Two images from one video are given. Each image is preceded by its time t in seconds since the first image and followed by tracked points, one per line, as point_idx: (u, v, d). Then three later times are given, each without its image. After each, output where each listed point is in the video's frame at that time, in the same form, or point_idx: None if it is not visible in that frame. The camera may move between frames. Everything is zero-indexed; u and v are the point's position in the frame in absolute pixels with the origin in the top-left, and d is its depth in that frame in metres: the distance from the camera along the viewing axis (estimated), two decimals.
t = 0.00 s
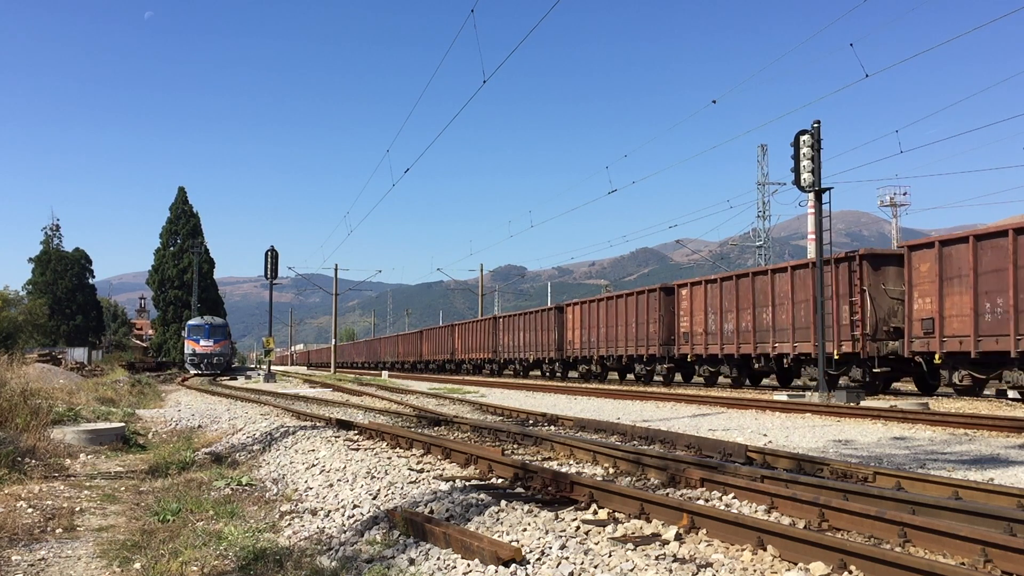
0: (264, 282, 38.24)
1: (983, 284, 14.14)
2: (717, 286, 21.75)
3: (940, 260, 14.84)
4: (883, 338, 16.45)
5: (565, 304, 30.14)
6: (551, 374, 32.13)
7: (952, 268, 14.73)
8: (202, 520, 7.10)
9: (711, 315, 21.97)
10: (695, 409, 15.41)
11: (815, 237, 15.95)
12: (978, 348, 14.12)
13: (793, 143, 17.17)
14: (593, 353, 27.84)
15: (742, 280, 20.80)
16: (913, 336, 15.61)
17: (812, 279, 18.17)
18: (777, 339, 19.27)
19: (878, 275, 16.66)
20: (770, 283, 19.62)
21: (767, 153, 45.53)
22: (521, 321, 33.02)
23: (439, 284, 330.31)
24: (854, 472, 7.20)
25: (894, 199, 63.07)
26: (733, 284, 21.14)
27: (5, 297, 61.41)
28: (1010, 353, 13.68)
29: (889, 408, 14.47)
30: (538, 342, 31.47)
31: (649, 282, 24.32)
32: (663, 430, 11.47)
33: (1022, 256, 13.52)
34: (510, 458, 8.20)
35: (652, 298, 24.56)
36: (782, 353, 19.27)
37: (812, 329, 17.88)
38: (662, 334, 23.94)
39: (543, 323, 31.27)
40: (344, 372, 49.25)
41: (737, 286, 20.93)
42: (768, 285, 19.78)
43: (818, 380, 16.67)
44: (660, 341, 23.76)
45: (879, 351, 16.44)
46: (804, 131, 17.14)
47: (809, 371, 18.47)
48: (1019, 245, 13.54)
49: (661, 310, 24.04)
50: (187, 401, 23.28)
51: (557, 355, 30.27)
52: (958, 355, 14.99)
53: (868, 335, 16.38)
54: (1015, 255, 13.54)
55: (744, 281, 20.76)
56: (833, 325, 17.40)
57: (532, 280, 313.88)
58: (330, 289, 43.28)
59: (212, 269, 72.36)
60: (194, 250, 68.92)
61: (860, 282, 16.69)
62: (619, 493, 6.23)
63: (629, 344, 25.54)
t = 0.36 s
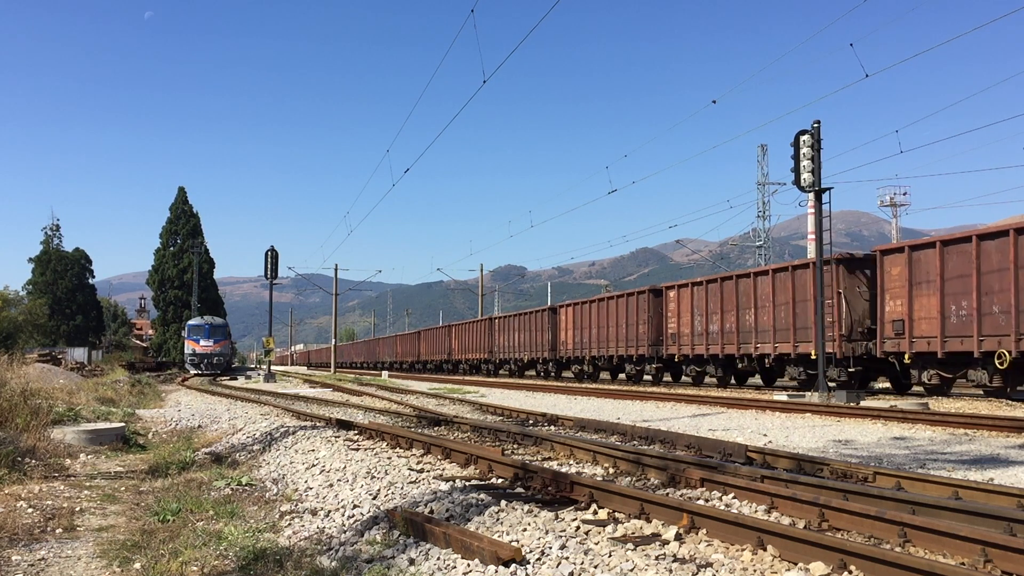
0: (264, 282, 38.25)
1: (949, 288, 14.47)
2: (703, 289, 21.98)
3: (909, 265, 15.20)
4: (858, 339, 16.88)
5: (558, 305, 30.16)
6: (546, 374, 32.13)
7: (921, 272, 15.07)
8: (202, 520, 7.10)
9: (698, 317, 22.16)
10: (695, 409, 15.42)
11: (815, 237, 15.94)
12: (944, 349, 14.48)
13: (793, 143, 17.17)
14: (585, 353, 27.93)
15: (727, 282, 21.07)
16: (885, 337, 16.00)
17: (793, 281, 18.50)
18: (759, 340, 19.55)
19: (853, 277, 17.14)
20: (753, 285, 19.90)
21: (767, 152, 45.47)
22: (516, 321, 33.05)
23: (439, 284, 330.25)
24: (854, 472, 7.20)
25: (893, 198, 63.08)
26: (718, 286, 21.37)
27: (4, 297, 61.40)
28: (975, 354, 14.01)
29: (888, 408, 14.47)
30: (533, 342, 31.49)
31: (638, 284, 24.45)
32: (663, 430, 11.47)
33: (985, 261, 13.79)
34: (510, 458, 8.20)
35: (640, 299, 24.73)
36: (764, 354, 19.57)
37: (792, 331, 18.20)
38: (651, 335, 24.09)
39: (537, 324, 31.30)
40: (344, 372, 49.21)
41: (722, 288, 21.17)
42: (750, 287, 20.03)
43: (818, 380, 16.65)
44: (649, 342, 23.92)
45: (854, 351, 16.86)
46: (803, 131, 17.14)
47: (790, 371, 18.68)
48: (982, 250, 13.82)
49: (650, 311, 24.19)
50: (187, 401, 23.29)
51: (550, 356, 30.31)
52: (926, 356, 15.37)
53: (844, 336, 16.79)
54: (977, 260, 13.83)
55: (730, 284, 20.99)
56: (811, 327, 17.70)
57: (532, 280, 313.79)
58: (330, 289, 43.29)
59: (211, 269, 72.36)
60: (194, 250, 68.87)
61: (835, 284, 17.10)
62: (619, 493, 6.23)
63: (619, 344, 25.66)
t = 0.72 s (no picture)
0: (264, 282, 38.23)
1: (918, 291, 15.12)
2: (690, 291, 22.18)
3: (882, 268, 15.87)
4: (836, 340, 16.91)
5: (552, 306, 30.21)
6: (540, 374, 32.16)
7: (892, 276, 15.72)
8: (202, 520, 7.10)
9: (685, 318, 22.34)
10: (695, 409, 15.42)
11: (815, 237, 15.94)
12: (913, 349, 15.05)
13: (793, 143, 17.15)
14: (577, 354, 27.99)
15: (712, 284, 21.29)
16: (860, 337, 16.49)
17: (773, 284, 18.84)
18: (743, 341, 19.85)
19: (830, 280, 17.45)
20: (736, 287, 20.17)
21: (767, 152, 45.44)
22: (511, 321, 33.10)
23: (438, 284, 330.17)
24: (854, 472, 7.20)
25: (893, 198, 63.07)
26: (704, 289, 21.57)
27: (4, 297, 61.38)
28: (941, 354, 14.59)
29: (889, 408, 14.47)
30: (527, 342, 31.53)
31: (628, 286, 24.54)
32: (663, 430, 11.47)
33: (951, 266, 14.50)
34: (510, 458, 8.20)
35: (629, 301, 24.86)
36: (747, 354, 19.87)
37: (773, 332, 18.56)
38: (640, 335, 24.21)
39: (531, 324, 31.35)
40: (343, 373, 49.16)
41: (708, 291, 21.39)
42: (734, 290, 20.29)
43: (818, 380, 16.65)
44: (638, 342, 24.05)
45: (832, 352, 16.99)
46: (804, 131, 17.12)
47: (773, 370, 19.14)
48: (949, 256, 14.55)
49: (639, 312, 24.31)
50: (187, 401, 23.29)
51: (544, 356, 30.37)
52: (898, 355, 15.96)
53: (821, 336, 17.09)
54: (943, 265, 14.54)
55: (715, 286, 21.18)
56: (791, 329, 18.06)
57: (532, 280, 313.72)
58: (330, 289, 43.28)
59: (211, 269, 72.36)
60: (194, 250, 68.83)
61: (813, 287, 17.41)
62: (619, 493, 6.23)
63: (609, 345, 25.77)
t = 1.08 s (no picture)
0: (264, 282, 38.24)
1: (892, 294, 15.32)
2: (678, 292, 22.24)
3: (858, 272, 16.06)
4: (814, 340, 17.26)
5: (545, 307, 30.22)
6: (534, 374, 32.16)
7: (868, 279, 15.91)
8: (203, 520, 7.10)
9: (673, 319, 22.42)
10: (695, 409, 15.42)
11: (815, 237, 15.93)
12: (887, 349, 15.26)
13: (793, 143, 17.16)
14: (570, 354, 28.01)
15: (699, 286, 21.38)
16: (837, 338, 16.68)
17: (756, 286, 18.96)
18: (727, 342, 19.98)
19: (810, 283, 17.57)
20: (721, 290, 20.26)
21: (767, 152, 45.45)
22: (506, 322, 33.12)
23: (438, 284, 330.18)
24: (854, 472, 7.20)
25: (893, 198, 63.04)
26: (691, 291, 21.66)
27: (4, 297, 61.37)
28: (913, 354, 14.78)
29: (889, 408, 14.47)
30: (522, 342, 31.54)
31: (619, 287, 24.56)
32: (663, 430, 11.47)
33: (922, 270, 14.65)
34: (510, 458, 8.20)
35: (620, 302, 24.92)
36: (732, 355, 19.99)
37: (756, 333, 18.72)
38: (630, 336, 24.26)
39: (525, 325, 31.34)
40: (343, 373, 49.15)
41: (695, 293, 21.49)
42: (720, 292, 20.39)
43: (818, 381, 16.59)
44: (628, 342, 24.11)
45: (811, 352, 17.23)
46: (804, 131, 17.12)
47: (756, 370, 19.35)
48: (919, 260, 14.69)
49: (629, 313, 24.36)
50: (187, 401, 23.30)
51: (538, 356, 30.37)
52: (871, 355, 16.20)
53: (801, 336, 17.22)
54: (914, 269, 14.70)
55: (701, 288, 21.27)
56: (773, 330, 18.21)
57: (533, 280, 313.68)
58: (330, 289, 43.28)
59: (211, 269, 72.40)
60: (194, 250, 68.85)
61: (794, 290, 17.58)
62: (619, 493, 6.23)
63: (601, 345, 25.82)
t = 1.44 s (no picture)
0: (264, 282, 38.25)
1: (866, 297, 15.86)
2: (666, 294, 22.29)
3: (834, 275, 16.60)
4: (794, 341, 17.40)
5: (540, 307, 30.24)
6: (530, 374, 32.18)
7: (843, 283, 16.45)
8: (203, 520, 7.10)
9: (662, 320, 22.48)
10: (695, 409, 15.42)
11: (815, 237, 15.92)
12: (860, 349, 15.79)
13: (793, 143, 17.15)
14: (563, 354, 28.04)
15: (685, 289, 21.45)
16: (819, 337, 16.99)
17: (740, 288, 19.03)
18: (711, 343, 20.03)
19: (791, 285, 17.76)
20: (707, 292, 20.32)
21: (767, 152, 45.36)
22: (502, 323, 33.13)
23: (438, 284, 330.07)
24: (854, 472, 7.20)
25: (893, 198, 63.00)
26: (679, 294, 21.71)
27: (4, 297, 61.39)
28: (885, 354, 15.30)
29: (890, 408, 14.46)
30: (517, 343, 31.56)
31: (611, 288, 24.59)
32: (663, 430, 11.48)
33: (893, 274, 15.25)
34: (510, 458, 8.20)
35: (610, 303, 24.97)
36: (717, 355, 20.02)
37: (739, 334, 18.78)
38: (620, 336, 24.31)
39: (520, 325, 31.35)
40: (343, 372, 49.14)
41: (682, 295, 21.54)
42: (706, 294, 20.45)
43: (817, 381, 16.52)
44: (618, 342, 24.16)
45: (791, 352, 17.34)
46: (804, 131, 17.11)
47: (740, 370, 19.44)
48: (891, 264, 15.29)
49: (619, 313, 24.40)
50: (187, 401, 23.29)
51: (533, 356, 30.37)
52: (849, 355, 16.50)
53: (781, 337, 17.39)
54: (886, 273, 15.30)
55: (688, 291, 21.34)
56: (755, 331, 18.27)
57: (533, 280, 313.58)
58: (330, 289, 43.26)
59: (211, 269, 72.33)
60: (194, 250, 68.84)
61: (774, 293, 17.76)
62: (619, 492, 6.23)
63: (593, 346, 25.86)
